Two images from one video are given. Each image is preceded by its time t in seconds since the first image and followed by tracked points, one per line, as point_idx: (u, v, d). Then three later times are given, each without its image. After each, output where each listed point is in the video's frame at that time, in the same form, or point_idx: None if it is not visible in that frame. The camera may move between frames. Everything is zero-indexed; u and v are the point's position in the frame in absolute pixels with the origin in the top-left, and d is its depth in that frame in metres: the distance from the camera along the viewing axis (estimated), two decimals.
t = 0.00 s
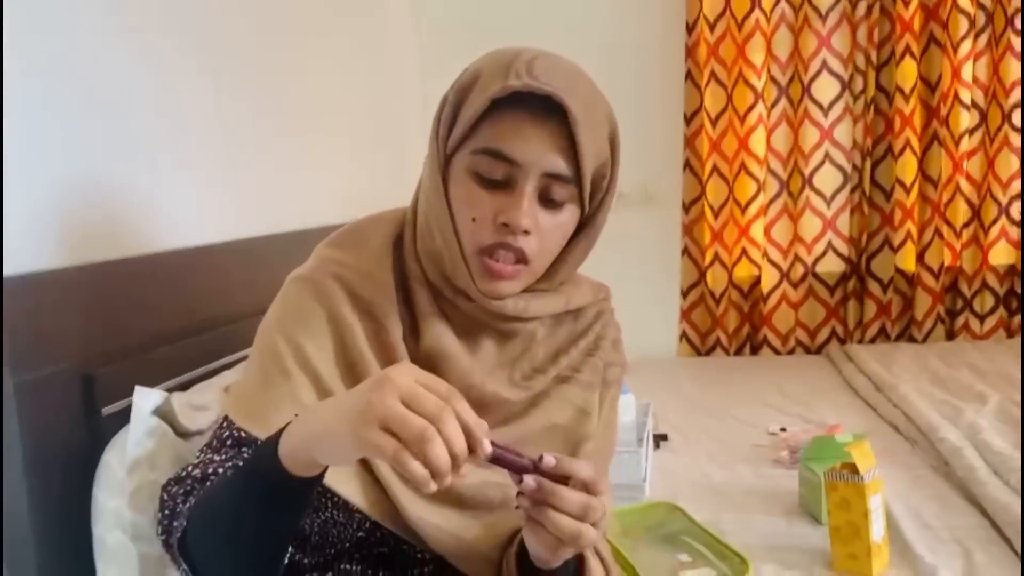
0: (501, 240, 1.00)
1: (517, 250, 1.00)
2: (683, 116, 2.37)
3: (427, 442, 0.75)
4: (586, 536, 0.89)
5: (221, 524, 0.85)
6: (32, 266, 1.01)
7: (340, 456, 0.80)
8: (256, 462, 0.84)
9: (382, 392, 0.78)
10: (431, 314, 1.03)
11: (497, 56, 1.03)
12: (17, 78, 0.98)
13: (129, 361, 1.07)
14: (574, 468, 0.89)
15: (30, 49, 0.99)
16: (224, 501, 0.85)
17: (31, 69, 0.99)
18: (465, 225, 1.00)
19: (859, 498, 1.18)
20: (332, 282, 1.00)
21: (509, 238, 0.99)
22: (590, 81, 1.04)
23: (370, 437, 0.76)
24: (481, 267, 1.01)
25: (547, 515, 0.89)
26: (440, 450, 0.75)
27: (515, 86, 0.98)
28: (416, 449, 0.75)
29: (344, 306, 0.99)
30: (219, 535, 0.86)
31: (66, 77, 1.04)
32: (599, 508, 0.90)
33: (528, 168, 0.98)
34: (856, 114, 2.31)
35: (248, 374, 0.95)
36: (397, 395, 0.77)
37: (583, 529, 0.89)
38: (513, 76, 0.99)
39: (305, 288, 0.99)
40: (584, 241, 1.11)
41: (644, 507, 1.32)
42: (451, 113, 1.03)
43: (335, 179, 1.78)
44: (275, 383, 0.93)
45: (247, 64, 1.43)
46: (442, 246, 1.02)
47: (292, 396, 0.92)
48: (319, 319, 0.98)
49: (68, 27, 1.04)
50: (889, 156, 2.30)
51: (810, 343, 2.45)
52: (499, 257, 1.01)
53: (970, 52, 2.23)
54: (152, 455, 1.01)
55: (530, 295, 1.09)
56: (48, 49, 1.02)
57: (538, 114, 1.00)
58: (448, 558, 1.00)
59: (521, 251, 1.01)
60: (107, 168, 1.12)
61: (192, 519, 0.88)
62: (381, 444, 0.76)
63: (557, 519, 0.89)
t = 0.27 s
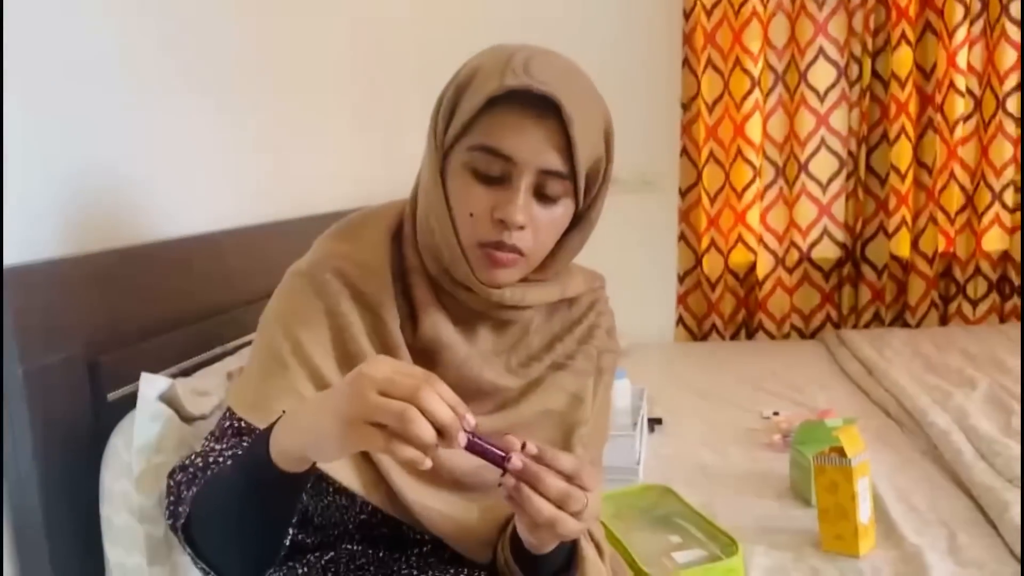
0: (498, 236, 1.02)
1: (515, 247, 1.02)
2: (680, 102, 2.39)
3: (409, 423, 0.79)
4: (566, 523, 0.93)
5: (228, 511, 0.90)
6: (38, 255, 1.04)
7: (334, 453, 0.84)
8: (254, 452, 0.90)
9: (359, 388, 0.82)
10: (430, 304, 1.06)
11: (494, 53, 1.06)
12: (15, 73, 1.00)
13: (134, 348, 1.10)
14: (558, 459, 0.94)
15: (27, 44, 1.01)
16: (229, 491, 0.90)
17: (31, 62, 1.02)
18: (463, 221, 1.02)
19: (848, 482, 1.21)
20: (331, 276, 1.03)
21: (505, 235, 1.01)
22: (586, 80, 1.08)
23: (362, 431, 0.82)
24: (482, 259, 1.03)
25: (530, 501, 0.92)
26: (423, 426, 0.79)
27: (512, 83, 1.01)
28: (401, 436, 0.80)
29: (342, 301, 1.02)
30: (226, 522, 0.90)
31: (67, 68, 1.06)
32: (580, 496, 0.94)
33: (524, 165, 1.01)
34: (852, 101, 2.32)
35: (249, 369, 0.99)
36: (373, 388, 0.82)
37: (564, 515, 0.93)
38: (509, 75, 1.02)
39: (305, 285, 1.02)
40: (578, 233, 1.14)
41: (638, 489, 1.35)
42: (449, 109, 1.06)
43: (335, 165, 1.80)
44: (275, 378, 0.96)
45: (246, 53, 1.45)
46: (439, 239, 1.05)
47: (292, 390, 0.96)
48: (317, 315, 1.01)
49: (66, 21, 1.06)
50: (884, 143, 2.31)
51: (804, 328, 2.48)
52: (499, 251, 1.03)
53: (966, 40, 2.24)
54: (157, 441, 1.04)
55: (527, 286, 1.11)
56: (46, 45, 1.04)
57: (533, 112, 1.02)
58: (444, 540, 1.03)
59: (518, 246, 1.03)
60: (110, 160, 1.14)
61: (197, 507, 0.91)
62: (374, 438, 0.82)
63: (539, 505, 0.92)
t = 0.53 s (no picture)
0: (487, 242, 1.03)
1: (504, 252, 1.04)
2: (674, 110, 2.40)
3: (388, 447, 0.78)
4: (546, 526, 0.92)
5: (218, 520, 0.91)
6: (35, 265, 1.05)
7: (313, 459, 0.84)
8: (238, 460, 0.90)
9: (347, 400, 0.81)
10: (422, 312, 1.07)
11: (485, 64, 1.07)
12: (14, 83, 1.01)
13: (129, 357, 1.11)
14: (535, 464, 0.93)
15: (26, 56, 1.02)
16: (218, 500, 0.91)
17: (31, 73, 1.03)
18: (453, 228, 1.03)
19: (839, 489, 1.22)
20: (323, 285, 1.04)
21: (494, 241, 1.02)
22: (575, 90, 1.09)
23: (337, 444, 0.81)
24: (472, 265, 1.04)
25: (508, 506, 0.91)
26: (403, 449, 0.78)
27: (501, 93, 1.02)
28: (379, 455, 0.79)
29: (334, 308, 1.03)
30: (216, 530, 0.92)
31: (66, 79, 1.07)
32: (560, 499, 0.93)
33: (513, 173, 1.02)
34: (845, 109, 2.33)
35: (240, 379, 0.98)
36: (360, 403, 0.81)
37: (542, 518, 0.92)
38: (499, 84, 1.03)
39: (298, 294, 1.02)
40: (569, 242, 1.16)
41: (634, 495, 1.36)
42: (440, 119, 1.08)
43: (330, 174, 1.81)
44: (266, 385, 0.96)
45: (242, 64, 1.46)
46: (430, 247, 1.06)
47: (283, 394, 0.95)
48: (309, 322, 1.01)
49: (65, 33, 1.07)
50: (877, 150, 2.34)
51: (798, 335, 2.49)
52: (487, 257, 1.04)
53: (957, 48, 2.25)
54: (152, 450, 1.04)
55: (517, 293, 1.13)
56: (46, 57, 1.05)
57: (522, 122, 1.03)
58: (436, 548, 1.04)
59: (508, 252, 1.04)
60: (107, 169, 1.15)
61: (187, 516, 0.93)
62: (348, 450, 0.81)
63: (517, 508, 0.91)
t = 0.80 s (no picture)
0: (481, 245, 1.03)
1: (497, 254, 1.03)
2: (672, 112, 2.40)
3: (386, 447, 0.77)
4: (537, 537, 0.92)
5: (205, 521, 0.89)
6: (36, 268, 1.04)
7: (304, 454, 0.82)
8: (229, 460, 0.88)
9: (345, 395, 0.79)
10: (417, 315, 1.07)
11: (480, 67, 1.07)
12: (19, 86, 1.01)
13: (126, 361, 1.10)
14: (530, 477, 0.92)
15: (31, 60, 1.02)
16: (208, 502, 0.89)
17: (33, 78, 1.03)
18: (447, 230, 1.03)
19: (837, 492, 1.21)
20: (319, 289, 1.03)
21: (489, 243, 1.02)
22: (573, 94, 1.09)
23: (329, 440, 0.78)
24: (464, 269, 1.04)
25: (496, 516, 0.91)
26: (401, 453, 0.77)
27: (496, 96, 1.02)
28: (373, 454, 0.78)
29: (329, 311, 1.02)
30: (202, 532, 0.90)
31: (68, 83, 1.08)
32: (553, 510, 0.93)
33: (508, 175, 1.02)
34: (843, 111, 2.33)
35: (236, 384, 0.98)
36: (359, 400, 0.79)
37: (534, 529, 0.92)
38: (495, 88, 1.03)
39: (293, 297, 1.02)
40: (566, 244, 1.15)
41: (630, 499, 1.35)
42: (435, 124, 1.07)
43: (326, 178, 1.80)
44: (262, 389, 0.95)
45: (238, 67, 1.46)
46: (425, 250, 1.06)
47: (278, 398, 0.94)
48: (305, 327, 1.01)
49: (65, 37, 1.07)
50: (875, 152, 2.33)
51: (797, 337, 2.49)
52: (480, 260, 1.04)
53: (954, 50, 2.25)
54: (147, 455, 1.04)
55: (512, 295, 1.12)
56: (48, 62, 1.05)
57: (518, 125, 1.03)
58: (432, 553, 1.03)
59: (501, 254, 1.03)
60: (105, 173, 1.15)
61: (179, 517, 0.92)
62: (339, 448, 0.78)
63: (506, 520, 0.91)
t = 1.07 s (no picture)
0: (483, 250, 1.02)
1: (499, 259, 1.03)
2: (671, 115, 2.40)
3: (378, 459, 0.74)
4: (541, 546, 0.91)
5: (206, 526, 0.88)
6: (33, 272, 1.04)
7: (305, 451, 0.81)
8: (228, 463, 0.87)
9: (345, 398, 0.78)
10: (418, 319, 1.06)
11: (482, 69, 1.06)
12: (18, 86, 1.00)
13: (125, 365, 1.09)
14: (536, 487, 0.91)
15: (30, 61, 1.02)
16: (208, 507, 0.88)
17: (32, 79, 1.02)
18: (449, 234, 1.02)
19: (840, 496, 1.21)
20: (320, 290, 1.02)
21: (491, 248, 1.01)
22: (576, 97, 1.08)
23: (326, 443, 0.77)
24: (466, 274, 1.03)
25: (500, 525, 0.91)
26: (392, 465, 0.74)
27: (500, 99, 1.01)
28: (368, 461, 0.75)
29: (330, 313, 1.01)
30: (203, 538, 0.89)
31: (67, 84, 1.07)
32: (558, 519, 0.92)
33: (511, 179, 1.01)
34: (842, 113, 2.32)
35: (237, 386, 0.96)
36: (359, 404, 0.77)
37: (539, 539, 0.91)
38: (498, 91, 1.02)
39: (294, 299, 1.01)
40: (567, 249, 1.15)
41: (632, 503, 1.35)
42: (437, 128, 1.06)
43: (324, 182, 1.80)
44: (263, 390, 0.94)
45: (236, 69, 1.45)
46: (427, 254, 1.05)
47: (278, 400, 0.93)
48: (307, 328, 1.00)
49: (64, 37, 1.07)
50: (875, 154, 2.32)
51: (797, 340, 2.48)
52: (482, 265, 1.03)
53: (954, 52, 2.25)
54: (145, 458, 1.03)
55: (514, 299, 1.12)
56: (47, 63, 1.04)
57: (521, 129, 1.02)
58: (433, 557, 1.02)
59: (504, 259, 1.03)
60: (104, 175, 1.14)
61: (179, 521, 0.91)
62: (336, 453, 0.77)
63: (509, 528, 0.91)
